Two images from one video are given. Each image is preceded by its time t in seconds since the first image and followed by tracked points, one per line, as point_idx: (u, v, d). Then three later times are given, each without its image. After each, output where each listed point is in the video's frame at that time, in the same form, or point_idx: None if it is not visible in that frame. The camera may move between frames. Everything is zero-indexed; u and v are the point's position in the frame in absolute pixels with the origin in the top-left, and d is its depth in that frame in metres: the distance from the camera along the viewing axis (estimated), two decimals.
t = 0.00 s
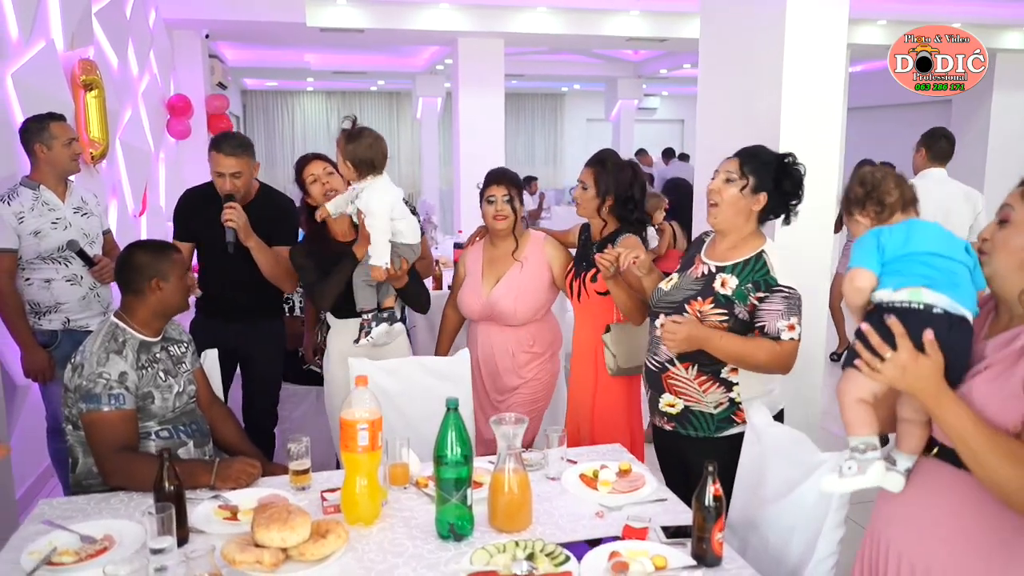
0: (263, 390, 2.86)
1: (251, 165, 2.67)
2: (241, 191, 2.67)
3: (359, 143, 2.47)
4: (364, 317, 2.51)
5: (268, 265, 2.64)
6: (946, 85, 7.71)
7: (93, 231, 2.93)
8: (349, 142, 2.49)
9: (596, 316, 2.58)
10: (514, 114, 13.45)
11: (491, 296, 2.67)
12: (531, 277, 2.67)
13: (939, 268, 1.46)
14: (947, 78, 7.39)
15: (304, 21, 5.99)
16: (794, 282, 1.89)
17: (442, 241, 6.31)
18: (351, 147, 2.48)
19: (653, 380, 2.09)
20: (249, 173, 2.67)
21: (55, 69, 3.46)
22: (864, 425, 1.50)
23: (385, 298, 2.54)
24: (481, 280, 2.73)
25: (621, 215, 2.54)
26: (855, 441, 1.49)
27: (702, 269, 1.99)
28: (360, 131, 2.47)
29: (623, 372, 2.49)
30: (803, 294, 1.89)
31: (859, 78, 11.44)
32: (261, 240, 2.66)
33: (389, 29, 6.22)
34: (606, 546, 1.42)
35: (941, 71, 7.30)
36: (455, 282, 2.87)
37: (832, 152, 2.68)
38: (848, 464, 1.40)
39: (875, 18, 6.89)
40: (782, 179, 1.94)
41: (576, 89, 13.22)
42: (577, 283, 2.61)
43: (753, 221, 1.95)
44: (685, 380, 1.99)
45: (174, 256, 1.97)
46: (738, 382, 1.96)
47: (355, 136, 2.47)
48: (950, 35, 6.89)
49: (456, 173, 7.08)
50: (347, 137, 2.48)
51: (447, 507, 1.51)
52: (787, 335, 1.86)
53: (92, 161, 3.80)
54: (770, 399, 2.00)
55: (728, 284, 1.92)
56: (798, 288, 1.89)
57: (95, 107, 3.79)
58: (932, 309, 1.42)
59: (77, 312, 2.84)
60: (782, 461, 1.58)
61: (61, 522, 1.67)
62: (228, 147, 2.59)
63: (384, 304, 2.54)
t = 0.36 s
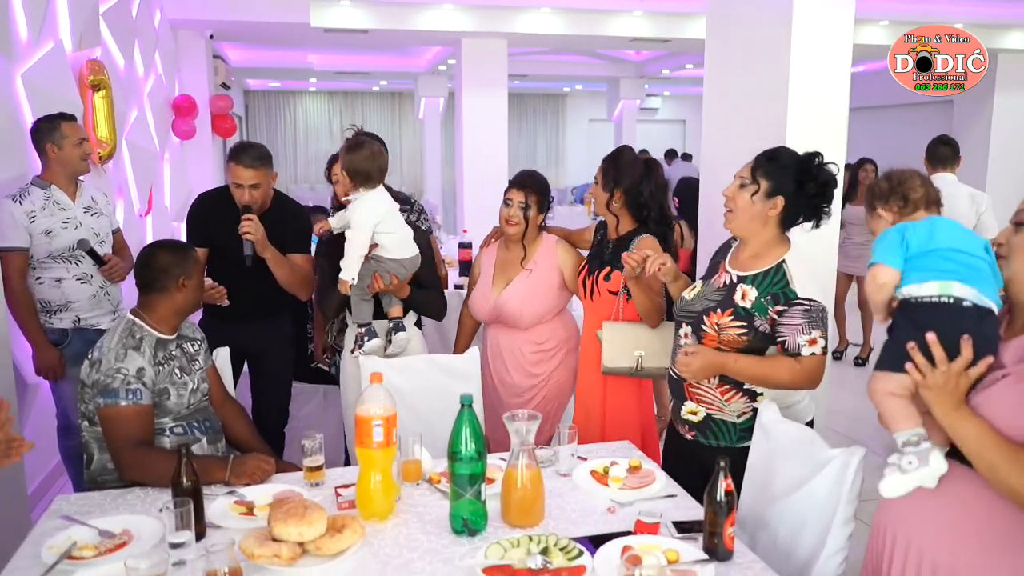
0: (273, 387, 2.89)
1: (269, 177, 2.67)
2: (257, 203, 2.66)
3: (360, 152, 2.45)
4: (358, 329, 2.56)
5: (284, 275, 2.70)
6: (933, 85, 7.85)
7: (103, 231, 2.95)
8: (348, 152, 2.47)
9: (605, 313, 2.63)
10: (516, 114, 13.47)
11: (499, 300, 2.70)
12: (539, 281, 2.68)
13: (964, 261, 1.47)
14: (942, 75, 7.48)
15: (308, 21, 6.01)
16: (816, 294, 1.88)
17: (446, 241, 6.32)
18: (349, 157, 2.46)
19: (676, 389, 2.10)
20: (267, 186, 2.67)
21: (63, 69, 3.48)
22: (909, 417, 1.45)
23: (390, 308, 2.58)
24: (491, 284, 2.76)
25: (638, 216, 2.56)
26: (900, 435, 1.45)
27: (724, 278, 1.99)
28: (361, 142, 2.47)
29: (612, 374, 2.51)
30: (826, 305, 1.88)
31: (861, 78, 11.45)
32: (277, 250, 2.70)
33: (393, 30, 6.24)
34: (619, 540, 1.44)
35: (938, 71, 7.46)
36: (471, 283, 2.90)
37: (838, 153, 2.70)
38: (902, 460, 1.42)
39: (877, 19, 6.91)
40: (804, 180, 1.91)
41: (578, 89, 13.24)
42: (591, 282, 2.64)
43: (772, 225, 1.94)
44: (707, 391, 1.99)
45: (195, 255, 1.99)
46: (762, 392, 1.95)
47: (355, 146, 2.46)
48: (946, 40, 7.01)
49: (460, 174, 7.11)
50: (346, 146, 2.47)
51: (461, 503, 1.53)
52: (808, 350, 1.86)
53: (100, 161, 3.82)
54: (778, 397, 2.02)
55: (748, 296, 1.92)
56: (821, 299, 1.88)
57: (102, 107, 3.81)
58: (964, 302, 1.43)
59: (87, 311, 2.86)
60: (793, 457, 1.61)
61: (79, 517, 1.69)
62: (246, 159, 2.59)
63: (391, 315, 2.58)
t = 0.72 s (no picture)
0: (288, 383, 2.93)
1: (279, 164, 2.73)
2: (268, 189, 2.73)
3: (353, 155, 2.44)
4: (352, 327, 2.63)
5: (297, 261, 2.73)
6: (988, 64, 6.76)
7: (123, 230, 3.00)
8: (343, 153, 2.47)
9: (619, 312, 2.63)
10: (531, 114, 13.47)
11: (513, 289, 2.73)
12: (552, 271, 2.69)
13: (989, 248, 1.54)
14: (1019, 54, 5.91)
15: (325, 22, 6.06)
16: (828, 294, 1.86)
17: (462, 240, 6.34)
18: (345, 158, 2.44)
19: (688, 389, 2.11)
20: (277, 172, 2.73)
21: (85, 72, 3.54)
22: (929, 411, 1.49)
23: (389, 310, 2.61)
24: (508, 270, 2.79)
25: (658, 218, 2.57)
26: (926, 429, 1.47)
27: (738, 276, 2.00)
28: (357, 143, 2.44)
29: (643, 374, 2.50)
30: (839, 307, 1.87)
31: (879, 77, 11.35)
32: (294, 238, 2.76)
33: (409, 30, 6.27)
34: (629, 536, 1.46)
35: (940, 71, 7.21)
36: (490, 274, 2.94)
37: (853, 152, 2.69)
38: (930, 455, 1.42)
39: (895, 18, 6.85)
40: (821, 178, 1.89)
41: (594, 89, 13.22)
42: (605, 281, 2.64)
43: (787, 222, 1.93)
44: (718, 391, 2.00)
45: (215, 254, 2.03)
46: (773, 395, 1.97)
47: (349, 146, 2.45)
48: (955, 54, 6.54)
49: (475, 174, 7.13)
50: (343, 145, 2.46)
51: (474, 498, 1.55)
52: (816, 350, 1.85)
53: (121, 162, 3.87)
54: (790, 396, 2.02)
55: (761, 294, 1.92)
56: (833, 300, 1.87)
57: (123, 109, 3.87)
58: (982, 293, 1.51)
59: (108, 308, 2.91)
60: (804, 455, 1.61)
61: (100, 510, 1.73)
62: (256, 147, 2.65)
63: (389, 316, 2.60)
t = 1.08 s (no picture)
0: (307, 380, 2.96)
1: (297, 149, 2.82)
2: (286, 173, 2.81)
3: (353, 139, 2.50)
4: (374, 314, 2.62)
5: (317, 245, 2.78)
6: None
7: (147, 229, 3.05)
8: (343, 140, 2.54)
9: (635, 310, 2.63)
10: (555, 113, 13.46)
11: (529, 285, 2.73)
12: (568, 271, 2.70)
13: (988, 245, 1.55)
14: None
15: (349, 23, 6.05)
16: (836, 291, 1.86)
17: (484, 240, 6.34)
18: (344, 145, 2.51)
19: (701, 390, 2.11)
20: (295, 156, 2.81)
21: (113, 72, 3.60)
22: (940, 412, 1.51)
23: (402, 296, 2.63)
24: (524, 268, 2.80)
25: (671, 216, 2.57)
26: (939, 425, 1.52)
27: (748, 277, 2.00)
28: (354, 129, 2.52)
29: (663, 368, 2.51)
30: (846, 303, 1.86)
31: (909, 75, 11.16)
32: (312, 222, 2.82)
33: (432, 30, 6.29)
34: (640, 534, 1.46)
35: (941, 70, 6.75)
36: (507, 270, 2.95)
37: (875, 151, 2.66)
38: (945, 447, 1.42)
39: (925, 15, 6.73)
40: (823, 180, 1.89)
41: (617, 88, 13.17)
42: (620, 277, 2.64)
43: (791, 224, 1.92)
44: (729, 391, 2.00)
45: (229, 252, 2.06)
46: (784, 393, 1.94)
47: (348, 134, 2.52)
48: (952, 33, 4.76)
49: (497, 173, 7.13)
50: (341, 134, 2.53)
51: (485, 496, 1.56)
52: (825, 348, 1.85)
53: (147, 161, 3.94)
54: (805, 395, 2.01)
55: (768, 294, 1.92)
56: (840, 295, 1.86)
57: (149, 109, 3.92)
58: (974, 290, 1.53)
59: (132, 305, 2.96)
60: (817, 456, 1.60)
61: (121, 502, 1.76)
62: (273, 130, 2.74)
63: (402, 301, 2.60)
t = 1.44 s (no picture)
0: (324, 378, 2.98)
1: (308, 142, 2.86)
2: (299, 165, 2.84)
3: (375, 174, 2.45)
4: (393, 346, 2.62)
5: (325, 232, 2.77)
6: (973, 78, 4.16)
7: (168, 227, 3.07)
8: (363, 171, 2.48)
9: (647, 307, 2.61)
10: (577, 113, 13.42)
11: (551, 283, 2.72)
12: (589, 270, 2.68)
13: (971, 226, 1.50)
14: (948, 77, 3.76)
15: (372, 22, 6.10)
16: (839, 278, 1.83)
17: (504, 239, 6.34)
18: (366, 177, 2.45)
19: (703, 379, 2.11)
20: (306, 148, 2.85)
21: (136, 73, 3.64)
22: (933, 399, 1.47)
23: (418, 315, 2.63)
24: (545, 266, 2.78)
25: (686, 215, 2.54)
26: (934, 417, 1.46)
27: (751, 267, 1.99)
28: (375, 161, 2.46)
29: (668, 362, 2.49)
30: (850, 290, 1.83)
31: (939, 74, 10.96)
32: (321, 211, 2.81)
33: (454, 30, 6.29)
34: (653, 539, 1.45)
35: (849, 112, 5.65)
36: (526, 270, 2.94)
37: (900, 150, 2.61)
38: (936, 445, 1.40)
39: (956, 12, 6.59)
40: (834, 177, 1.87)
41: (641, 88, 13.09)
42: (634, 276, 2.62)
43: (799, 217, 1.91)
44: (730, 379, 2.00)
45: (234, 247, 2.06)
46: (786, 383, 1.94)
47: (370, 166, 2.46)
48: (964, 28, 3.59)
49: (519, 173, 7.12)
50: (363, 164, 2.47)
51: (497, 497, 1.55)
52: (828, 332, 1.81)
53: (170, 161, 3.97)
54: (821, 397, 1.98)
55: (770, 281, 1.91)
56: (844, 282, 1.84)
57: (173, 109, 3.95)
58: (963, 273, 1.48)
59: (152, 303, 2.99)
60: (835, 461, 1.57)
61: (136, 499, 1.77)
62: (283, 124, 2.79)
63: (419, 320, 2.62)
